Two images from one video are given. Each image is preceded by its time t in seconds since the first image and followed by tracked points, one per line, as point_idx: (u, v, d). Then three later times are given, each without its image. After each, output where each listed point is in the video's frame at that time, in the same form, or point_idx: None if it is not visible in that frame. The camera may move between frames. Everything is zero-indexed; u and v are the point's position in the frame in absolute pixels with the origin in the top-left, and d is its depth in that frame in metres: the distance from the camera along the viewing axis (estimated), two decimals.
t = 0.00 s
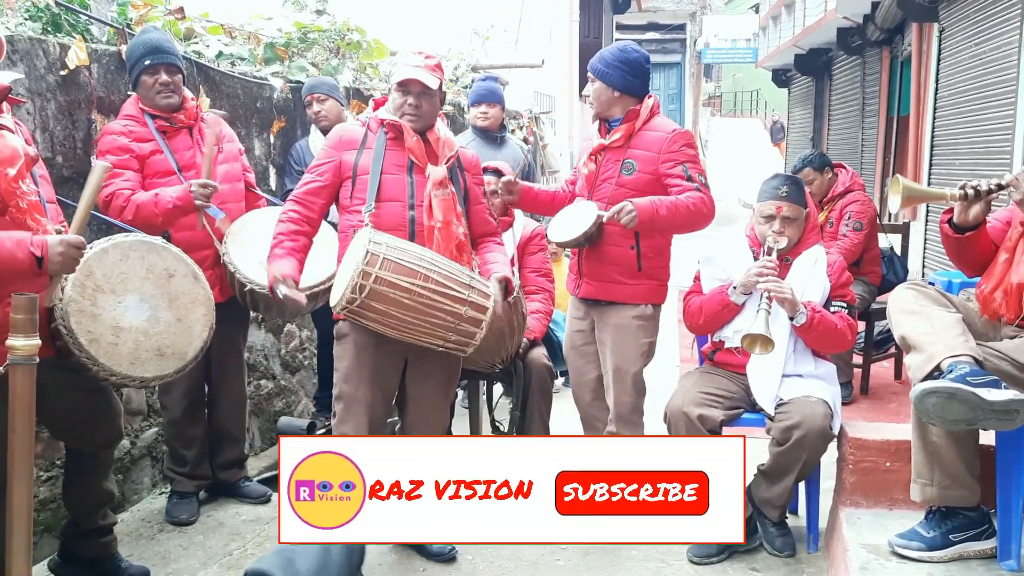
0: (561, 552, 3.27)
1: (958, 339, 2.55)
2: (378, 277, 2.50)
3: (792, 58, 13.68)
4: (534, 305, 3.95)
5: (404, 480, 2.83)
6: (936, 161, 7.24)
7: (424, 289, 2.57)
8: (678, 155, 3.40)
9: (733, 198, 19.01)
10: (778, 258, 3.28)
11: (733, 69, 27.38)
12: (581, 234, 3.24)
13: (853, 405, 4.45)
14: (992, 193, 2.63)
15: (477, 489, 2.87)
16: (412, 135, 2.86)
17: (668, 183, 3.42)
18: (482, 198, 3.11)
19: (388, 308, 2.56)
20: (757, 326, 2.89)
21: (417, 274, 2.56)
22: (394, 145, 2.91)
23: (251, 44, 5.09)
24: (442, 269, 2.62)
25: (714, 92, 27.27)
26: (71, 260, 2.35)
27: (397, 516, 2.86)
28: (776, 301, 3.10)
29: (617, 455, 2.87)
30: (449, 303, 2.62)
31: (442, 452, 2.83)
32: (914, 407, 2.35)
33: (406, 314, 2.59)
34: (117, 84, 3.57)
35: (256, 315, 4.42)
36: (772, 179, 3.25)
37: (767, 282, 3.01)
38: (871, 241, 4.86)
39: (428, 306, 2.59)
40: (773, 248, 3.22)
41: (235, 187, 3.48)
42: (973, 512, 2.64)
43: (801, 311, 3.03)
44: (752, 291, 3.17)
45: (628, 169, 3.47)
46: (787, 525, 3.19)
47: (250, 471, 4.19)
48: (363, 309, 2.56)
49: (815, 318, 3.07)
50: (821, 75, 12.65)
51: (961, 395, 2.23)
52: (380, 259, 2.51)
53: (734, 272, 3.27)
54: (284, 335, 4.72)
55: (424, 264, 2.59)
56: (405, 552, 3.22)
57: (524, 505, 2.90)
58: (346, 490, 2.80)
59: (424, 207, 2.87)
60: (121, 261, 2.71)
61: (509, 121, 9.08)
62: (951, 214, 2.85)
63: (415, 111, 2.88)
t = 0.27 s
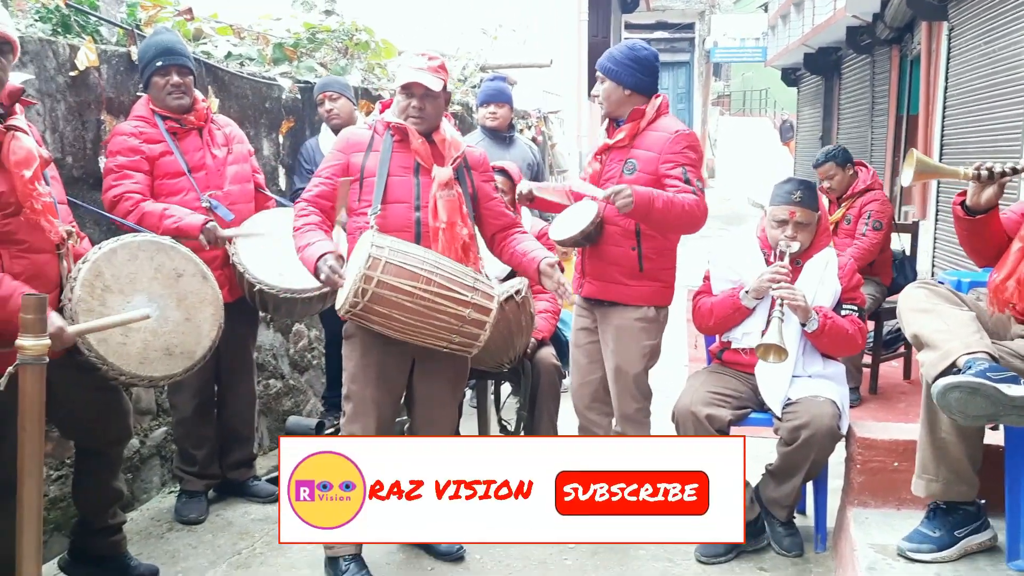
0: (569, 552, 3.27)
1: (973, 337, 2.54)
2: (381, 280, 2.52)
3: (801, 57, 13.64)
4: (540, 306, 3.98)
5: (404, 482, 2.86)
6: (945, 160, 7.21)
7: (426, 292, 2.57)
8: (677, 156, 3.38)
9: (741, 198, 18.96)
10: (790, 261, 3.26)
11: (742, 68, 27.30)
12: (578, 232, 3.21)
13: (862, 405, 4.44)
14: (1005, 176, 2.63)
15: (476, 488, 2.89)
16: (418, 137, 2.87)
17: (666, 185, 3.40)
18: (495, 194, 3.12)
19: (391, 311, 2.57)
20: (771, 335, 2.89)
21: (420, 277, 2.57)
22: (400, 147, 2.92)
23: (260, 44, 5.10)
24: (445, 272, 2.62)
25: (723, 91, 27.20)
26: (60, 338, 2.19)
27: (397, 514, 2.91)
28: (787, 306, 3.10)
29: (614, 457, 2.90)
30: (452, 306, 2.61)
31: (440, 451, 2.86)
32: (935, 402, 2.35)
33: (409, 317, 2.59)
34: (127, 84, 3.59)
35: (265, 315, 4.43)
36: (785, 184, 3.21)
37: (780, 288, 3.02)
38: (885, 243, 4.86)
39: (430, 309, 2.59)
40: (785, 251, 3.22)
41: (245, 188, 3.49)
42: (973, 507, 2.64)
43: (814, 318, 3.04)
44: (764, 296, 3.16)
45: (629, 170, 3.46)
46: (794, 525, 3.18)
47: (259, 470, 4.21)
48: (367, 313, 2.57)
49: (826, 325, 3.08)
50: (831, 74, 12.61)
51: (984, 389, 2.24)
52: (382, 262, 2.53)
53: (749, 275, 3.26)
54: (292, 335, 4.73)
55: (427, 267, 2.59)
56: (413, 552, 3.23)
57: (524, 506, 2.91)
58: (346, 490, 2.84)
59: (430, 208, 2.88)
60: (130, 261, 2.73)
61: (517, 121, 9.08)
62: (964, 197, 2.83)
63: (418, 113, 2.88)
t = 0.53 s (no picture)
0: (573, 552, 3.27)
1: (979, 335, 2.54)
2: (389, 281, 2.52)
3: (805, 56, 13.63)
4: (546, 304, 3.95)
5: (404, 480, 2.88)
6: (949, 160, 7.20)
7: (435, 293, 2.58)
8: (686, 155, 3.40)
9: (745, 197, 18.95)
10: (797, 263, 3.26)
11: (746, 67, 27.31)
12: (584, 232, 3.23)
13: (866, 405, 4.44)
14: (999, 181, 2.65)
15: (476, 489, 2.92)
16: (425, 137, 2.88)
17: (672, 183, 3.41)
18: (492, 199, 3.12)
19: (399, 312, 2.58)
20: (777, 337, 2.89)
21: (427, 278, 2.57)
22: (407, 148, 2.92)
23: (264, 45, 5.12)
24: (452, 272, 2.63)
25: (726, 91, 27.18)
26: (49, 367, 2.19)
27: (398, 513, 2.93)
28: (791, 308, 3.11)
29: (612, 457, 2.92)
30: (459, 306, 2.62)
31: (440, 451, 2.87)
32: (943, 400, 2.35)
33: (417, 317, 2.60)
34: (132, 86, 3.60)
35: (269, 315, 4.44)
36: (793, 186, 3.20)
37: (788, 292, 3.02)
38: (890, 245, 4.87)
39: (438, 310, 2.60)
40: (793, 254, 3.22)
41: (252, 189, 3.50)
42: (976, 508, 2.64)
43: (819, 321, 3.06)
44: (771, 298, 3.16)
45: (635, 169, 3.45)
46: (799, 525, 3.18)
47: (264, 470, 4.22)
48: (375, 313, 2.58)
49: (832, 329, 3.08)
50: (834, 73, 12.59)
51: (990, 386, 2.23)
52: (391, 263, 2.52)
53: (755, 277, 3.25)
54: (297, 335, 4.74)
55: (434, 268, 2.60)
56: (417, 552, 3.23)
57: (524, 505, 2.95)
58: (346, 490, 2.86)
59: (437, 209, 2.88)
60: (143, 262, 2.74)
61: (520, 121, 9.08)
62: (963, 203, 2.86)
63: (424, 113, 2.88)
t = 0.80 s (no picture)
0: (577, 552, 3.27)
1: (983, 332, 2.54)
2: (388, 278, 2.53)
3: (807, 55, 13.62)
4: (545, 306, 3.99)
5: (405, 479, 2.88)
6: (952, 159, 7.19)
7: (433, 291, 2.58)
8: (685, 153, 3.42)
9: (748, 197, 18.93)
10: (802, 262, 3.25)
11: (748, 67, 27.29)
12: (591, 232, 3.20)
13: (869, 404, 4.44)
14: (992, 201, 2.70)
15: (477, 489, 2.91)
16: (421, 137, 2.88)
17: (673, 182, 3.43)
18: (495, 196, 3.11)
19: (398, 311, 2.57)
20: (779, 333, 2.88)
21: (426, 276, 2.58)
22: (403, 148, 2.93)
23: (267, 46, 5.12)
24: (450, 270, 2.64)
25: (729, 90, 27.15)
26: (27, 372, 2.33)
27: (398, 515, 2.92)
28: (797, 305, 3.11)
29: (613, 457, 2.92)
30: (459, 305, 2.62)
31: (440, 452, 2.87)
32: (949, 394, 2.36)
33: (416, 316, 2.60)
34: (135, 86, 3.61)
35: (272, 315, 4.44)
36: (798, 184, 3.21)
37: (791, 288, 3.00)
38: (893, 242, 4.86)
39: (437, 308, 2.60)
40: (798, 251, 3.22)
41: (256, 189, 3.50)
42: (979, 509, 2.62)
43: (824, 318, 3.05)
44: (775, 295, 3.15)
45: (632, 168, 3.44)
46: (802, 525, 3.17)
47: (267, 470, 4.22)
48: (373, 312, 2.57)
49: (836, 326, 3.08)
50: (837, 72, 12.58)
51: (996, 380, 2.23)
52: (390, 261, 2.54)
53: (761, 275, 3.24)
54: (300, 335, 4.74)
55: (433, 266, 2.61)
56: (421, 552, 3.23)
57: (524, 505, 2.94)
58: (346, 490, 2.86)
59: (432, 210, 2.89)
60: (148, 263, 2.74)
61: (523, 121, 9.08)
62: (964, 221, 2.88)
63: (422, 112, 2.88)
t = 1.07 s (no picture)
0: (578, 552, 3.27)
1: (984, 332, 2.53)
2: (382, 280, 2.52)
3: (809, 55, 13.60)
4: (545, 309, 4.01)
5: (406, 479, 2.88)
6: (954, 158, 7.18)
7: (429, 291, 2.58)
8: (669, 149, 3.43)
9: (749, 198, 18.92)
10: (803, 260, 3.25)
11: (749, 67, 27.29)
12: (588, 234, 3.18)
13: (871, 404, 4.44)
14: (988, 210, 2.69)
15: (477, 489, 2.92)
16: (416, 136, 2.88)
17: (660, 177, 3.43)
18: (489, 196, 3.10)
19: (393, 312, 2.57)
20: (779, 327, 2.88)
21: (420, 276, 2.58)
22: (398, 147, 2.93)
23: (268, 46, 5.12)
24: (445, 269, 2.64)
25: (730, 90, 27.12)
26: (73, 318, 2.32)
27: (398, 515, 2.92)
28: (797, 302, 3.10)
29: (614, 457, 2.93)
30: (455, 304, 2.62)
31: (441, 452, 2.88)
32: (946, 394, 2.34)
33: (411, 316, 2.59)
34: (136, 87, 3.61)
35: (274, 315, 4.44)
36: (799, 181, 3.21)
37: (792, 284, 3.00)
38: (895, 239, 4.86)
39: (433, 308, 2.60)
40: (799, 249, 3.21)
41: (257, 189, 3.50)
42: (981, 513, 2.62)
43: (825, 313, 3.04)
44: (776, 292, 3.16)
45: (620, 165, 3.43)
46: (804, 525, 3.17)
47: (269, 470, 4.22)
48: (369, 314, 2.56)
49: (838, 322, 3.07)
50: (838, 72, 12.57)
51: (995, 381, 2.23)
52: (382, 262, 2.53)
53: (760, 274, 3.24)
54: (302, 335, 4.74)
55: (427, 267, 2.60)
56: (423, 552, 3.23)
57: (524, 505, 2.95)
58: (346, 490, 2.86)
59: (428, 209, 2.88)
60: (146, 265, 2.74)
61: (525, 121, 9.08)
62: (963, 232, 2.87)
63: (416, 111, 2.87)
